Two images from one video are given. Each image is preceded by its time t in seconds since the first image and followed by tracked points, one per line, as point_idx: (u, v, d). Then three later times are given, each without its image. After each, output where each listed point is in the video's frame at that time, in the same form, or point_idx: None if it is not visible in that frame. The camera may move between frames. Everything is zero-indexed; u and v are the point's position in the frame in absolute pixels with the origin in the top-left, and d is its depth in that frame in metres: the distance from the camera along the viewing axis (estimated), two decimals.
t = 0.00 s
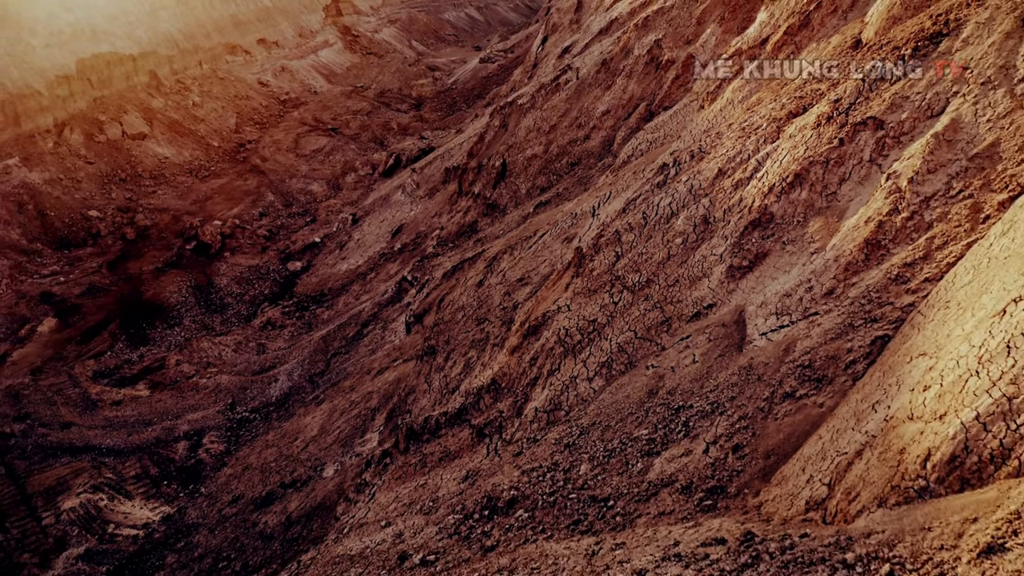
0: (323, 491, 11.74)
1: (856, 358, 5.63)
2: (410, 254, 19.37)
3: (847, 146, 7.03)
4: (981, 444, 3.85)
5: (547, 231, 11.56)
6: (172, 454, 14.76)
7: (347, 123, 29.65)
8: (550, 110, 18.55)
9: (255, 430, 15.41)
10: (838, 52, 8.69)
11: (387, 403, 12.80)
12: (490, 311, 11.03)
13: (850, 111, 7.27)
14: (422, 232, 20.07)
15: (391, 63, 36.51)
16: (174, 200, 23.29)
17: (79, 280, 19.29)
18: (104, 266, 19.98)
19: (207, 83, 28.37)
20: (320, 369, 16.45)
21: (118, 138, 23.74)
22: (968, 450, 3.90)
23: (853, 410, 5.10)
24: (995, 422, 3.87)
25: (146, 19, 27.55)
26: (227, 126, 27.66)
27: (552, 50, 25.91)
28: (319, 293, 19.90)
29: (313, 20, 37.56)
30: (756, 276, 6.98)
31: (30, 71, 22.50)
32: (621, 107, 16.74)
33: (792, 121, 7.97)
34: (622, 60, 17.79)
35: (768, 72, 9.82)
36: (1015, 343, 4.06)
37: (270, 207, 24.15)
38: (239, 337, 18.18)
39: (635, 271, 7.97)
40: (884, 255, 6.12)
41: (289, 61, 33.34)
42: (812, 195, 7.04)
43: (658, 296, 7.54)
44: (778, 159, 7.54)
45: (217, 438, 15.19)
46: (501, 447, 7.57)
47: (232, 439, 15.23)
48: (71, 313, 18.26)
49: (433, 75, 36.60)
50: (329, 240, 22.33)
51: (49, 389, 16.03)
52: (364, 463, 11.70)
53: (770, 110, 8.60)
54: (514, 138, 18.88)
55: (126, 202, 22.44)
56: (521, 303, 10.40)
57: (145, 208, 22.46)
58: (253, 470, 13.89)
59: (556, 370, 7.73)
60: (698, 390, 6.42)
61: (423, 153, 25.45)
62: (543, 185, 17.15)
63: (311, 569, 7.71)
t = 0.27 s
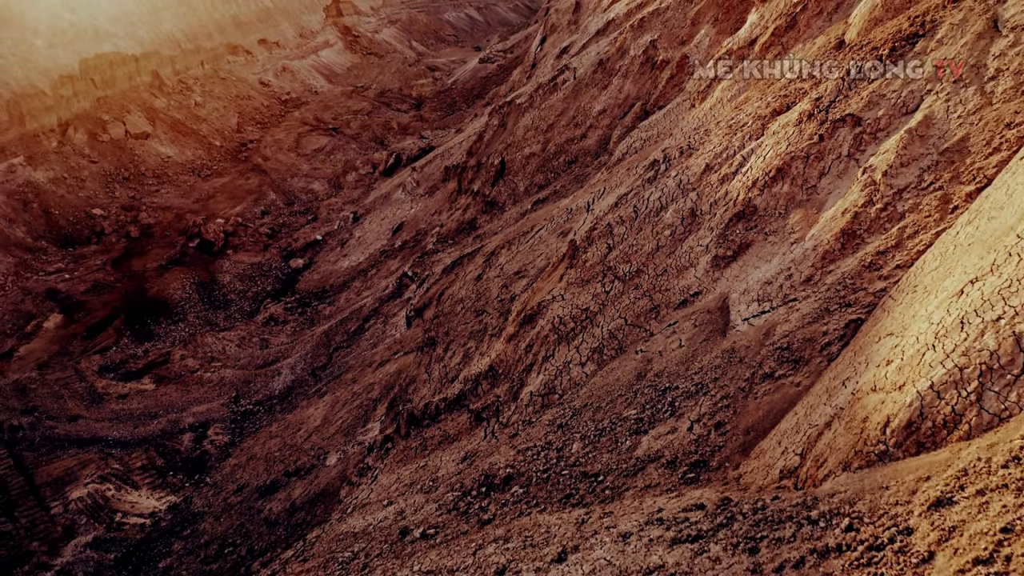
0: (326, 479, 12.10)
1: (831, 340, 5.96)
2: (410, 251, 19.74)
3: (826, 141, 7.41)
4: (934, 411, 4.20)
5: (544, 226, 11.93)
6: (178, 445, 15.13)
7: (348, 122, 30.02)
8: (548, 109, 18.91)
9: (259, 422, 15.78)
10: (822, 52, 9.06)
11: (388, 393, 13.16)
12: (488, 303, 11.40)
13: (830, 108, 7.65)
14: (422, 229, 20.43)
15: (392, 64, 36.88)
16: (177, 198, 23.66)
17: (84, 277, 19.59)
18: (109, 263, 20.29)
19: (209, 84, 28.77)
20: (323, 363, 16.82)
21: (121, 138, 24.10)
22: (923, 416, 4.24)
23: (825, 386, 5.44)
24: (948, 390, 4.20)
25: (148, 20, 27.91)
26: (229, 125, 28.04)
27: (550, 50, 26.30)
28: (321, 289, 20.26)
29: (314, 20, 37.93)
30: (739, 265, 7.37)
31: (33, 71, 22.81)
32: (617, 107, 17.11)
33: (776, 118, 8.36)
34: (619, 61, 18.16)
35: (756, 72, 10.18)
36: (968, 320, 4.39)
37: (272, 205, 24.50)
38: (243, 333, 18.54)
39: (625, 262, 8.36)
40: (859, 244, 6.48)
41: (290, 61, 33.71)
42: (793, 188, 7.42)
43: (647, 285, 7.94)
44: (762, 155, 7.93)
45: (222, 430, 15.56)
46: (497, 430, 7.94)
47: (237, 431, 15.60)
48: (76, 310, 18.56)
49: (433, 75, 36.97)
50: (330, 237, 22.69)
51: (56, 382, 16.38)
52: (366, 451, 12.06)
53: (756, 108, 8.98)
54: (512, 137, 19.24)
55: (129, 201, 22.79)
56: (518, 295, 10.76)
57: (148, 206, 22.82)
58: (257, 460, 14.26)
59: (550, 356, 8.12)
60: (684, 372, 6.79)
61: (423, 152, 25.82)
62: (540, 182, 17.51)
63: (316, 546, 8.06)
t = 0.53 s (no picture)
0: (329, 467, 12.46)
1: (809, 324, 6.30)
2: (411, 248, 20.09)
3: (808, 137, 7.78)
4: (896, 382, 4.56)
5: (541, 221, 12.30)
6: (184, 437, 15.51)
7: (349, 122, 30.39)
8: (546, 109, 19.28)
9: (263, 414, 16.14)
10: (807, 52, 9.43)
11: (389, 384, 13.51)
12: (487, 296, 11.76)
13: (812, 106, 8.04)
14: (422, 226, 20.79)
15: (392, 64, 37.25)
16: (180, 197, 24.03)
17: (88, 274, 19.89)
18: (113, 261, 20.61)
19: (211, 84, 29.14)
20: (325, 356, 17.18)
21: (124, 137, 24.44)
22: (885, 386, 4.60)
23: (801, 365, 5.79)
24: (907, 362, 4.57)
25: (151, 20, 28.23)
26: (230, 125, 28.42)
27: (549, 51, 26.67)
28: (323, 286, 20.62)
29: (314, 21, 38.25)
30: (724, 255, 7.76)
31: (37, 71, 23.13)
32: (613, 106, 17.47)
33: (761, 116, 8.75)
34: (615, 61, 18.51)
35: (746, 71, 10.54)
36: (928, 298, 4.77)
37: (274, 204, 24.85)
38: (246, 328, 18.89)
39: (617, 253, 8.75)
40: (837, 234, 6.85)
41: (291, 61, 34.07)
42: (776, 182, 7.80)
43: (638, 275, 8.33)
44: (747, 151, 8.32)
45: (226, 422, 15.94)
46: (495, 414, 8.31)
47: (241, 423, 15.99)
48: (81, 306, 18.86)
49: (433, 75, 37.32)
50: (332, 235, 23.05)
51: (62, 376, 16.73)
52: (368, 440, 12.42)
53: (744, 107, 9.36)
54: (511, 136, 19.60)
55: (133, 199, 23.14)
56: (515, 287, 11.12)
57: (152, 205, 23.16)
58: (261, 450, 14.63)
59: (546, 342, 8.51)
60: (672, 355, 7.16)
61: (423, 151, 26.19)
62: (538, 180, 17.87)
63: (321, 525, 8.41)
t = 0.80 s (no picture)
0: (332, 455, 12.82)
1: (789, 309, 6.64)
2: (411, 245, 20.46)
3: (792, 133, 8.15)
4: (863, 358, 4.93)
5: (538, 216, 12.68)
6: (189, 429, 15.88)
7: (350, 122, 30.76)
8: (544, 108, 19.65)
9: (266, 407, 16.51)
10: (793, 52, 9.81)
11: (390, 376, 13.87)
12: (485, 289, 12.13)
13: (795, 104, 8.43)
14: (422, 223, 21.16)
15: (392, 64, 37.62)
16: (182, 196, 24.39)
17: (93, 271, 20.25)
18: (117, 258, 20.98)
19: (212, 84, 29.51)
20: (327, 350, 17.54)
21: (127, 136, 24.80)
22: (851, 360, 4.97)
23: (779, 346, 6.15)
24: (872, 337, 4.95)
25: (153, 20, 28.59)
26: (232, 124, 28.78)
27: (547, 51, 27.06)
28: (325, 282, 20.98)
29: (314, 21, 38.58)
30: (711, 246, 8.15)
31: (41, 70, 23.54)
32: (609, 105, 17.84)
33: (748, 114, 9.15)
34: (612, 61, 18.89)
35: (735, 71, 10.91)
36: (894, 279, 5.13)
37: (276, 202, 25.22)
38: (249, 324, 19.26)
39: (610, 245, 9.15)
40: (816, 225, 7.22)
41: (291, 61, 34.44)
42: (761, 176, 8.17)
43: (629, 266, 8.72)
44: (733, 147, 8.71)
45: (231, 414, 16.33)
46: (492, 399, 8.69)
47: (245, 415, 16.36)
48: (86, 302, 19.20)
49: (433, 75, 37.70)
50: (333, 233, 23.41)
51: (69, 370, 17.09)
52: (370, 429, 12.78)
53: (732, 105, 9.75)
54: (510, 135, 19.98)
55: (136, 198, 23.52)
56: (512, 279, 11.50)
57: (155, 203, 23.52)
58: (266, 441, 15.00)
59: (542, 330, 8.90)
60: (661, 340, 7.52)
61: (423, 150, 26.57)
62: (536, 178, 18.23)
63: (325, 505, 8.77)
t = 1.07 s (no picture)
0: (335, 444, 13.20)
1: (771, 296, 6.99)
2: (412, 242, 20.83)
3: (777, 130, 8.54)
4: (834, 336, 5.31)
5: (535, 212, 13.07)
6: (194, 421, 16.26)
7: (350, 121, 31.13)
8: (542, 107, 20.02)
9: (270, 399, 16.87)
10: (780, 52, 10.19)
11: (392, 368, 14.25)
12: (484, 282, 12.51)
13: (780, 102, 8.82)
14: (423, 221, 21.54)
15: (392, 64, 38.01)
16: (185, 194, 24.77)
17: (98, 268, 20.63)
18: (122, 256, 21.35)
19: (214, 84, 29.89)
20: (330, 345, 17.91)
21: (130, 135, 25.19)
22: (822, 337, 5.36)
23: (760, 329, 6.51)
24: (842, 316, 5.34)
25: (155, 21, 28.95)
26: (234, 124, 29.15)
27: (546, 51, 27.45)
28: (326, 279, 21.34)
29: (315, 21, 38.94)
30: (699, 237, 8.54)
31: (45, 70, 23.80)
32: (606, 104, 18.22)
33: (736, 112, 9.55)
34: (608, 61, 19.27)
35: (725, 70, 11.28)
36: (863, 263, 5.52)
37: (278, 201, 25.58)
38: (253, 319, 19.62)
39: (604, 237, 9.53)
40: (798, 216, 7.60)
41: (292, 61, 34.81)
42: (747, 171, 8.56)
43: (621, 257, 9.11)
44: (721, 143, 9.10)
45: (235, 407, 16.72)
46: (490, 385, 9.07)
47: (249, 407, 16.73)
48: (92, 298, 19.58)
49: (433, 75, 38.08)
50: (334, 231, 23.79)
51: (75, 365, 17.45)
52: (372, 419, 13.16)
53: (721, 104, 10.14)
54: (508, 133, 20.36)
55: (139, 196, 23.92)
56: (510, 272, 11.89)
57: (158, 202, 23.91)
58: (270, 432, 15.38)
59: (538, 319, 9.28)
60: (651, 327, 7.88)
61: (423, 149, 26.95)
62: (534, 176, 18.60)
63: (330, 487, 9.15)
